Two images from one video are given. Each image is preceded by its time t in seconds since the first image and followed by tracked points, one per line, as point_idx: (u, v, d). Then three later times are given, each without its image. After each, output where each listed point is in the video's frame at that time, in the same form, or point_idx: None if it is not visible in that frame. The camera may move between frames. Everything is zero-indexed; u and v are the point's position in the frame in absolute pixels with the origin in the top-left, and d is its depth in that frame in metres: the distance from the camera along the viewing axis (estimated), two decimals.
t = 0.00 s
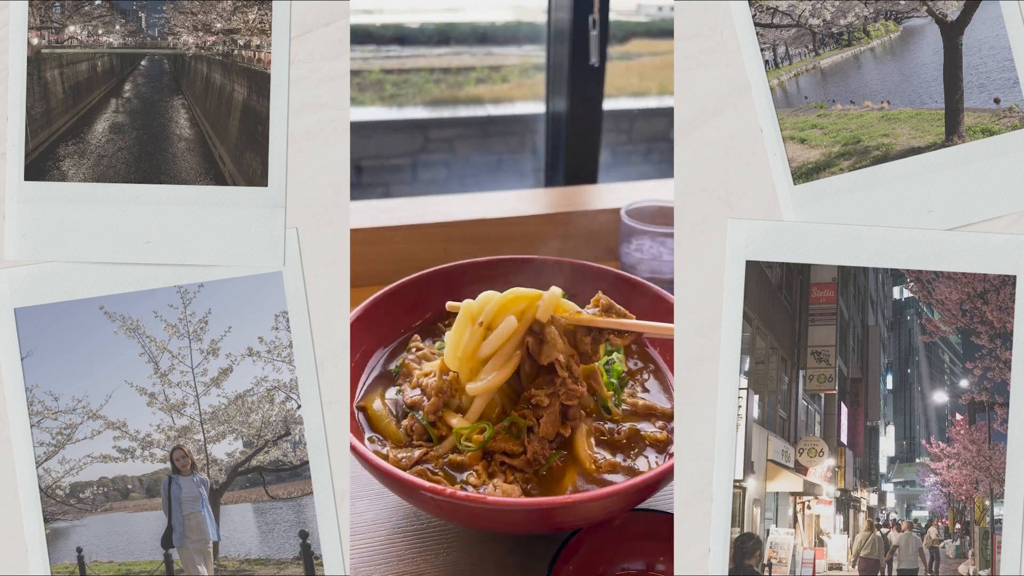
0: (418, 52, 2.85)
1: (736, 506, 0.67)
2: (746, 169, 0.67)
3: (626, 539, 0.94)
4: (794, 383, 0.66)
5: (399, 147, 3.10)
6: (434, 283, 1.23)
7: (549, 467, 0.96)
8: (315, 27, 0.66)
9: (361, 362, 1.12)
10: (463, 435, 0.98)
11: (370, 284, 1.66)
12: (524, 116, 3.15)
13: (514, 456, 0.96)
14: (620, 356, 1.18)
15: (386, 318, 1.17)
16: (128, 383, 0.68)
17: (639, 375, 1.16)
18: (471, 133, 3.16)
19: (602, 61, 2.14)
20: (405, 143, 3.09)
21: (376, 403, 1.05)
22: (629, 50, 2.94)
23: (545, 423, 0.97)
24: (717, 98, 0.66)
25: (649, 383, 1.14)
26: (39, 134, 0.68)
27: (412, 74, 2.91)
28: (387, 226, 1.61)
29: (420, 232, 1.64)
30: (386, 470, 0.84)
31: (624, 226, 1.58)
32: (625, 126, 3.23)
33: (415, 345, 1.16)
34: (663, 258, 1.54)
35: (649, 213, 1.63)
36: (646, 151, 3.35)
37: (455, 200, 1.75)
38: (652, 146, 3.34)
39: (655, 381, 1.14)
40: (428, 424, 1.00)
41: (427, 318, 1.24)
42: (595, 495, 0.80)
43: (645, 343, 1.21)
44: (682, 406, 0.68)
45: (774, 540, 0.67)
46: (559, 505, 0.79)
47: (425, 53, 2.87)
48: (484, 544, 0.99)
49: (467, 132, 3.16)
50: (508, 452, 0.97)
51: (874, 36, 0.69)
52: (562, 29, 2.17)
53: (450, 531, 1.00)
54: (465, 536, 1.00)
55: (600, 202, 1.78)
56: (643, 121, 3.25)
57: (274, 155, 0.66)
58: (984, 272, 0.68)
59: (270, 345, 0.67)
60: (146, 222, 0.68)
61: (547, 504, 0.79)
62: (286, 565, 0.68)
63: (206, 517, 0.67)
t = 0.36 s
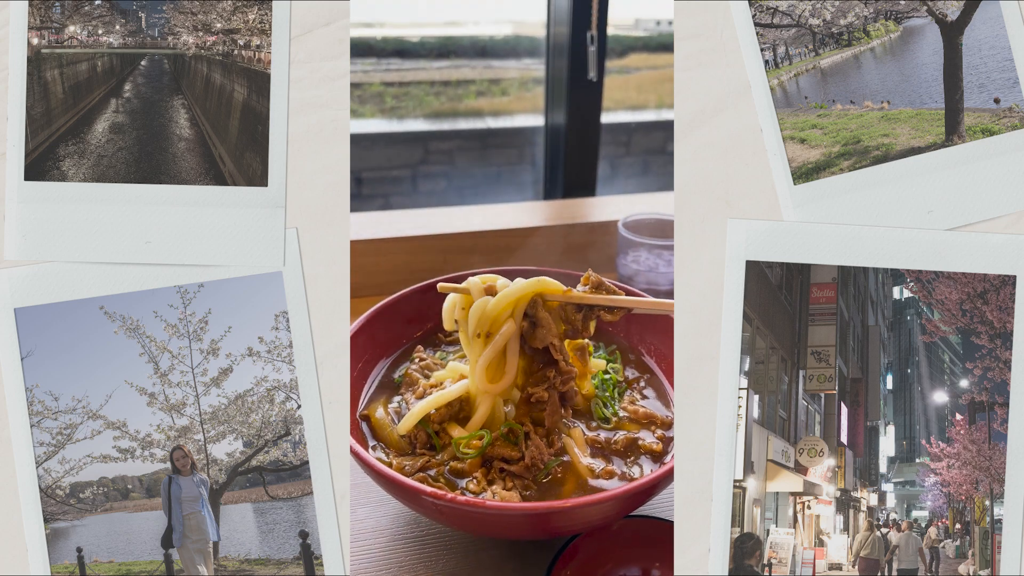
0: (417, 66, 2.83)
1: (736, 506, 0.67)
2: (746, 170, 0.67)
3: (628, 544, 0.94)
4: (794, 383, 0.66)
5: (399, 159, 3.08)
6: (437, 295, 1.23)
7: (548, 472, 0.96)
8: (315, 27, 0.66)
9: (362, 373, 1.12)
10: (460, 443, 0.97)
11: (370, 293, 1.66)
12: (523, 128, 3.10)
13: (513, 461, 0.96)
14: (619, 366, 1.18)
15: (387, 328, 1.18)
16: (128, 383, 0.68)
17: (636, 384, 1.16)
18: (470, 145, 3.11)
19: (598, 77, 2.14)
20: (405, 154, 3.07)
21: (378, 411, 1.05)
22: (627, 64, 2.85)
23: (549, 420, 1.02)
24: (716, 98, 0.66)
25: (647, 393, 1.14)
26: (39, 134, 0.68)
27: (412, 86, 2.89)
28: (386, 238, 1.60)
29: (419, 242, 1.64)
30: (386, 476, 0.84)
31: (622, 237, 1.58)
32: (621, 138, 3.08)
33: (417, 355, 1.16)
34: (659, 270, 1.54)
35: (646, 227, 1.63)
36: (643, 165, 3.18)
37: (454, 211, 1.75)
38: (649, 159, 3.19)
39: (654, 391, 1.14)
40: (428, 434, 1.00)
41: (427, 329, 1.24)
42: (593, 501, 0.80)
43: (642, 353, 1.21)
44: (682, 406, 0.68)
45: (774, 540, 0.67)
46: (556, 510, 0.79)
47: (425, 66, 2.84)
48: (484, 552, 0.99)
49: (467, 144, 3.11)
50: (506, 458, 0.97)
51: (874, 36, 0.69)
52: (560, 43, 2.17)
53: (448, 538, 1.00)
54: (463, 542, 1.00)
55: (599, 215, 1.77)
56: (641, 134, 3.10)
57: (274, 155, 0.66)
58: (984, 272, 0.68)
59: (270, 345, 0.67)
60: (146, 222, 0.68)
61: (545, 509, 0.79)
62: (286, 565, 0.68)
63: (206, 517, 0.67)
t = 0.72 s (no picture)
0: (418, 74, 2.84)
1: (736, 506, 0.67)
2: (746, 170, 0.67)
3: (627, 549, 0.94)
4: (794, 383, 0.66)
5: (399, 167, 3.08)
6: (437, 304, 1.24)
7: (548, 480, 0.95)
8: (315, 27, 0.66)
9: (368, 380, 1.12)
10: (462, 451, 0.98)
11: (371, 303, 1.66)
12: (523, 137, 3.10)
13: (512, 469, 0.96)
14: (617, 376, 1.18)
15: (390, 336, 1.18)
16: (128, 384, 0.68)
17: (633, 392, 1.16)
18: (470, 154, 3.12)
19: (597, 87, 2.16)
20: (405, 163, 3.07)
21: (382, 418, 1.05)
22: (626, 74, 2.83)
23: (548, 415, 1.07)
24: (717, 98, 0.66)
25: (646, 400, 1.14)
26: (39, 134, 0.68)
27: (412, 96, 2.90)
28: (387, 249, 1.61)
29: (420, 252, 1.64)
30: (389, 482, 0.84)
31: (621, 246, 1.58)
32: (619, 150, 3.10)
33: (421, 365, 1.16)
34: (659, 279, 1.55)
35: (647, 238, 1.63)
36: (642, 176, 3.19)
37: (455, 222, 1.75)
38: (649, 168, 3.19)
39: (651, 399, 1.14)
40: (432, 443, 1.01)
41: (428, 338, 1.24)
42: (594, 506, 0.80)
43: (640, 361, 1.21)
44: (682, 406, 0.68)
45: (774, 540, 0.67)
46: (557, 516, 0.79)
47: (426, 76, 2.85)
48: (486, 556, 0.99)
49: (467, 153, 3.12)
50: (507, 466, 0.96)
51: (874, 36, 0.68)
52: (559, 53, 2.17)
53: (450, 543, 1.01)
54: (465, 545, 1.00)
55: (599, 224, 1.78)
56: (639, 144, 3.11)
57: (274, 155, 0.66)
58: (984, 272, 0.68)
59: (270, 345, 0.67)
60: (146, 222, 0.68)
61: (544, 515, 0.79)
62: (286, 565, 0.68)
63: (206, 517, 0.67)
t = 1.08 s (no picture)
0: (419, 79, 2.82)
1: (736, 506, 0.67)
2: (746, 170, 0.67)
3: (626, 548, 0.94)
4: (794, 383, 0.66)
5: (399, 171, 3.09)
6: (441, 307, 1.24)
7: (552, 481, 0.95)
8: (315, 26, 0.66)
9: (371, 382, 1.12)
10: (464, 452, 0.98)
11: (372, 304, 1.66)
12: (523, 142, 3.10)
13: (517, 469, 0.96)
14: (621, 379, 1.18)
15: (392, 339, 1.18)
16: (128, 383, 0.68)
17: (637, 394, 1.16)
18: (470, 159, 3.13)
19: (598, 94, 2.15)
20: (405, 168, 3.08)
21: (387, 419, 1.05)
22: (626, 79, 2.79)
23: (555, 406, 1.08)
24: (716, 98, 0.66)
25: (649, 402, 1.14)
26: (39, 134, 0.68)
27: (412, 101, 2.89)
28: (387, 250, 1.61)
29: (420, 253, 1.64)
30: (393, 481, 0.85)
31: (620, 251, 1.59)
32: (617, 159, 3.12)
33: (426, 368, 1.17)
34: (658, 284, 1.55)
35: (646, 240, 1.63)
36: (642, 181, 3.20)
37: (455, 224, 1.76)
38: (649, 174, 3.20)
39: (653, 401, 1.14)
40: (439, 445, 1.01)
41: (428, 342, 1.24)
42: (599, 506, 0.80)
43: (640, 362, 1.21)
44: (682, 406, 0.68)
45: (774, 540, 0.67)
46: (560, 516, 0.79)
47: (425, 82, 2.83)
48: (486, 555, 0.99)
49: (467, 158, 3.13)
50: (511, 468, 0.96)
51: (874, 36, 0.68)
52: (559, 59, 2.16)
53: (451, 544, 1.01)
54: (465, 545, 1.00)
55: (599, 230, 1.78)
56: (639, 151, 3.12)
57: (274, 155, 0.66)
58: (984, 272, 0.68)
59: (270, 345, 0.67)
60: (146, 222, 0.68)
61: (548, 515, 0.79)
62: (286, 565, 0.67)
63: (206, 517, 0.67)
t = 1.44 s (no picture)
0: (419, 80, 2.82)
1: (736, 507, 0.67)
2: (746, 170, 0.67)
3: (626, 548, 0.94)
4: (794, 383, 0.66)
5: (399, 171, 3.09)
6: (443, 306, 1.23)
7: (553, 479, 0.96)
8: (315, 27, 0.66)
9: (371, 380, 1.12)
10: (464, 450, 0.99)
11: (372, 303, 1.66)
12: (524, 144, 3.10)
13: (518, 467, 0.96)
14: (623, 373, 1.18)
15: (393, 338, 1.18)
16: (128, 383, 0.68)
17: (641, 388, 1.16)
18: (470, 161, 3.14)
19: (598, 95, 2.15)
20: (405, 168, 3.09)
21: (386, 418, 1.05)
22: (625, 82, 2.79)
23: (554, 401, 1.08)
24: (716, 98, 0.66)
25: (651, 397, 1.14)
26: (39, 134, 0.68)
27: (413, 103, 2.90)
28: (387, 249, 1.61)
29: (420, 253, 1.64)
30: (392, 479, 0.85)
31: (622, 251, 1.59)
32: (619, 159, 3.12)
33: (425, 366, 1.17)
34: (659, 284, 1.55)
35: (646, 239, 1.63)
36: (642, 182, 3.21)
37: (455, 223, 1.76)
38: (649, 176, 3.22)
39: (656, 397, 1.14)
40: (440, 443, 1.01)
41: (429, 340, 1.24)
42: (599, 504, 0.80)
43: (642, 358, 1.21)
44: (682, 406, 0.68)
45: (774, 540, 0.67)
46: (561, 515, 0.79)
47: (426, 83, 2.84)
48: (487, 554, 0.99)
49: (468, 159, 3.14)
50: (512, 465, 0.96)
51: (874, 36, 0.68)
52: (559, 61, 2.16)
53: (452, 542, 1.01)
54: (464, 544, 1.00)
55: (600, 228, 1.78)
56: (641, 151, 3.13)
57: (274, 155, 0.66)
58: (984, 272, 0.68)
59: (270, 345, 0.67)
60: (146, 223, 0.68)
61: (548, 513, 0.79)
62: (286, 565, 0.67)
63: (206, 517, 0.67)
